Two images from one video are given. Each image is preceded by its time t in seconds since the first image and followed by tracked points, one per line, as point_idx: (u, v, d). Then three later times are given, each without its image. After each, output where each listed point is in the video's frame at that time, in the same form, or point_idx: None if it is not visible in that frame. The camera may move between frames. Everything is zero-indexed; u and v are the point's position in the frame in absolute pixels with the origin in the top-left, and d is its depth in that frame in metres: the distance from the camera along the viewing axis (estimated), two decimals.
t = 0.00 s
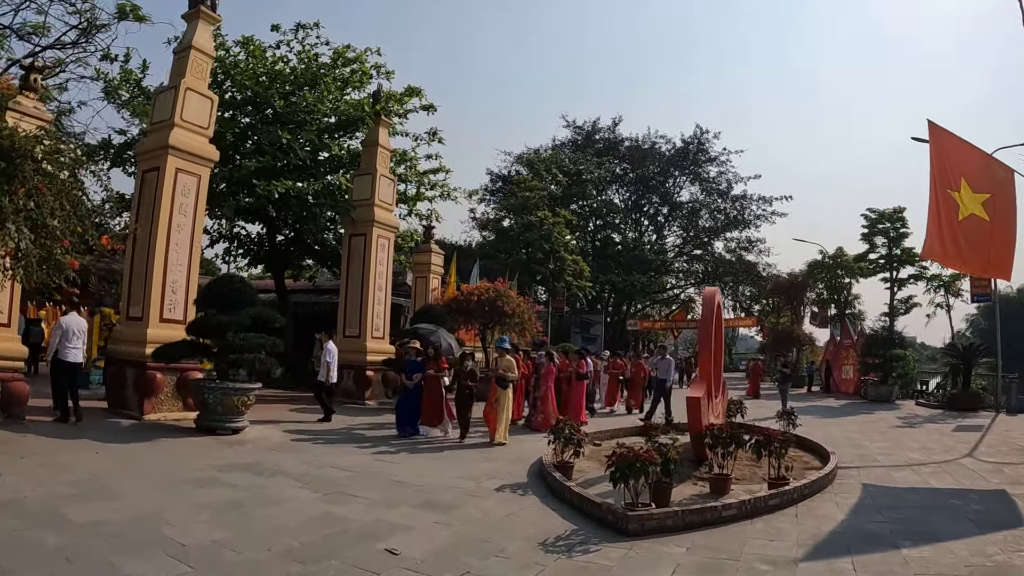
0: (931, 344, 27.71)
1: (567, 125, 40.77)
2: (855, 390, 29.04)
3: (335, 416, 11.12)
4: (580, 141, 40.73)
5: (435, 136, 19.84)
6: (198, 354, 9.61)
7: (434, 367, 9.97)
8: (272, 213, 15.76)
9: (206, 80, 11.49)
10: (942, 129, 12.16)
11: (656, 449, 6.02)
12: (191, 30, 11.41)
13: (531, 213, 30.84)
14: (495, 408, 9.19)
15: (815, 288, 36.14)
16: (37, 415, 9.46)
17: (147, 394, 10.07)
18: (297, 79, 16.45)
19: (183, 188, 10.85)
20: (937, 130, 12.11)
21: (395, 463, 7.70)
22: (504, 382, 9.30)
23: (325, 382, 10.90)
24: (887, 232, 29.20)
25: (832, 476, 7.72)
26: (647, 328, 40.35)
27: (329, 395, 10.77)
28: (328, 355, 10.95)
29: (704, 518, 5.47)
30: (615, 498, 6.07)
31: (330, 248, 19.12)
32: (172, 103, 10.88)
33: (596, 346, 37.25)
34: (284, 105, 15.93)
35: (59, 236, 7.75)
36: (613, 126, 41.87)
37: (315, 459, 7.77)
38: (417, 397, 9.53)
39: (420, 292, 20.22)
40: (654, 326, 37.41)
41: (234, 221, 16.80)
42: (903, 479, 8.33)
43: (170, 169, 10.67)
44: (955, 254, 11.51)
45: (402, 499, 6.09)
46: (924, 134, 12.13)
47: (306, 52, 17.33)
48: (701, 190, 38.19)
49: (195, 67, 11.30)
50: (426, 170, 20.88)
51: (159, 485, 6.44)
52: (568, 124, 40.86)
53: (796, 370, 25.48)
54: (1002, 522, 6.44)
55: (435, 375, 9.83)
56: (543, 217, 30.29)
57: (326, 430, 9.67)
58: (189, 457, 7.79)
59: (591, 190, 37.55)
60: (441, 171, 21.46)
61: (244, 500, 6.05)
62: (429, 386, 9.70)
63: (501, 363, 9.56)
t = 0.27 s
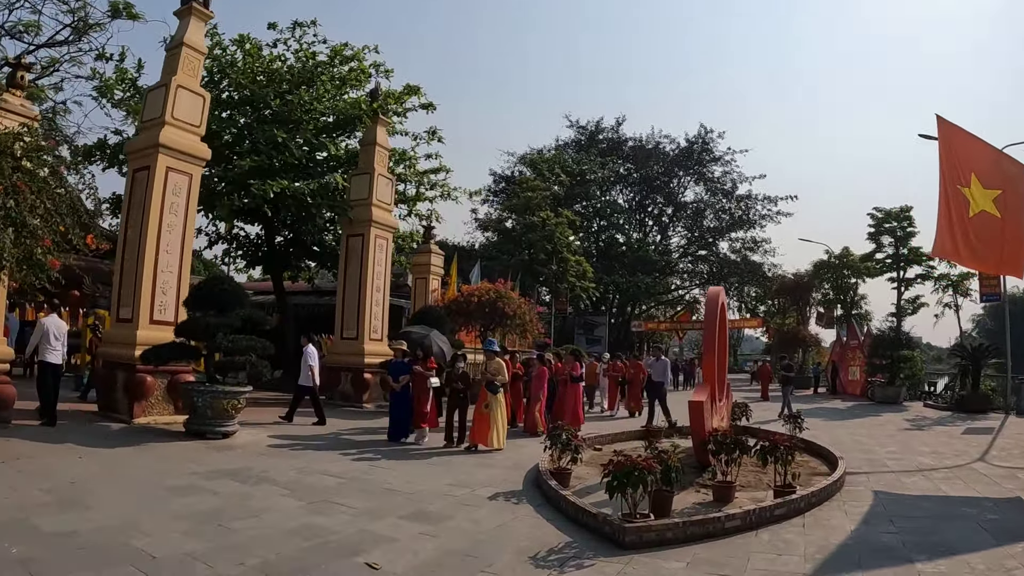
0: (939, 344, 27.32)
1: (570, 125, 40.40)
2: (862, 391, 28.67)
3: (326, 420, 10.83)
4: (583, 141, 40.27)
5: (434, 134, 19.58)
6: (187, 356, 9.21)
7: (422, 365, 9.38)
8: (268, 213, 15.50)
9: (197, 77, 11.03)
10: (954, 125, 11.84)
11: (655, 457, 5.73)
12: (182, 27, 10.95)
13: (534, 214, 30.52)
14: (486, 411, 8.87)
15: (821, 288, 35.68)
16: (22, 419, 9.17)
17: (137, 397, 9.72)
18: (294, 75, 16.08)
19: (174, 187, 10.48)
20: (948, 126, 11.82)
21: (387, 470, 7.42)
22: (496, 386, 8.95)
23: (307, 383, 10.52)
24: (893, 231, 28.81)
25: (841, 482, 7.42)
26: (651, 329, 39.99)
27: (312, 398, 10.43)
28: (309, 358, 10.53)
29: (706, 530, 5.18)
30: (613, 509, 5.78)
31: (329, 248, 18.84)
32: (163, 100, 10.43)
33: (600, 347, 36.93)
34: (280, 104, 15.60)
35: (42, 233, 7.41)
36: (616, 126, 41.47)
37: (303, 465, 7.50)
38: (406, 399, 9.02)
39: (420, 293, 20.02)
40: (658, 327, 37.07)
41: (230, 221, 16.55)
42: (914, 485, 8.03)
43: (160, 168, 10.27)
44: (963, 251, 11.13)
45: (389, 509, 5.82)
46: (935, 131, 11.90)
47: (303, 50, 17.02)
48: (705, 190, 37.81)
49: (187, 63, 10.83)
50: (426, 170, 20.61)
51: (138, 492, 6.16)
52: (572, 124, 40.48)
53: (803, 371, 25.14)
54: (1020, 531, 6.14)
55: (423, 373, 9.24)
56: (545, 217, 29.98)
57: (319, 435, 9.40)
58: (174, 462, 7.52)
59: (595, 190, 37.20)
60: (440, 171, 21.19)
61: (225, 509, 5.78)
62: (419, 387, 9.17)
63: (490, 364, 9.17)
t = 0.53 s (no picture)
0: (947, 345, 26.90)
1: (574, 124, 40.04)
2: (868, 393, 28.29)
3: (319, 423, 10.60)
4: (587, 141, 39.72)
5: (433, 133, 19.35)
6: (172, 356, 8.99)
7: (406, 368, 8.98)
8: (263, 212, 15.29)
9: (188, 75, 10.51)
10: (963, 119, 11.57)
11: (648, 465, 5.46)
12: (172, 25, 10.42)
13: (537, 214, 30.22)
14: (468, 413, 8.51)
15: (827, 288, 35.10)
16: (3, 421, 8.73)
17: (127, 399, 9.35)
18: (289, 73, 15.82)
19: (163, 186, 10.03)
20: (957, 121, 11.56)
21: (374, 476, 7.17)
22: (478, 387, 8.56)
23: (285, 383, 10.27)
24: (900, 230, 28.41)
25: (846, 489, 7.15)
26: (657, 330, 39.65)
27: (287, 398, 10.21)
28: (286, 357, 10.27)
29: (700, 542, 4.92)
30: (603, 519, 5.52)
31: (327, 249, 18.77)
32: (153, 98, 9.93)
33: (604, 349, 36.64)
34: (276, 103, 15.27)
35: (21, 232, 7.10)
36: (621, 125, 41.08)
37: (288, 470, 7.26)
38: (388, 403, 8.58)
39: (419, 294, 19.94)
40: (663, 328, 36.71)
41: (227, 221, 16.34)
42: (922, 492, 7.74)
43: (149, 168, 9.82)
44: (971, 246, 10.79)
45: (371, 517, 5.57)
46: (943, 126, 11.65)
47: (299, 48, 16.75)
48: (711, 190, 37.42)
49: (178, 61, 10.29)
50: (425, 170, 20.43)
51: (112, 497, 5.89)
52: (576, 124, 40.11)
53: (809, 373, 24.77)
54: None
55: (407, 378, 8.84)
56: (548, 217, 29.69)
57: (309, 439, 9.15)
58: (155, 465, 7.27)
59: (599, 191, 36.85)
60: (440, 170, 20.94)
61: (200, 515, 5.54)
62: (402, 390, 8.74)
63: (473, 364, 9.06)
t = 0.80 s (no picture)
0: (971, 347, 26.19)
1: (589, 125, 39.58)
2: (889, 396, 27.61)
3: (323, 428, 10.38)
4: (602, 143, 38.90)
5: (443, 134, 19.11)
6: (170, 358, 8.71)
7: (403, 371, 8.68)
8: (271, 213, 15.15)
9: (190, 77, 10.29)
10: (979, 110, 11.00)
11: (653, 473, 5.15)
12: (174, 25, 10.17)
13: (552, 215, 29.88)
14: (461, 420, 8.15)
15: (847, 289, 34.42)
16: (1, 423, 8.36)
17: (127, 402, 9.05)
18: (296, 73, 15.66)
19: (164, 188, 9.82)
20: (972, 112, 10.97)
21: (371, 482, 6.90)
22: (473, 391, 8.32)
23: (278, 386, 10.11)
24: (920, 229, 27.76)
25: (866, 498, 6.78)
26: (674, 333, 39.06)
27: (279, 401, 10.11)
28: (276, 360, 10.19)
29: (707, 556, 4.61)
30: (606, 531, 5.22)
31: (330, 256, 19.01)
32: (154, 99, 9.72)
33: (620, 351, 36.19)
34: (284, 104, 15.04)
35: (11, 234, 6.81)
36: (636, 126, 40.48)
37: (283, 476, 7.00)
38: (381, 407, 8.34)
39: (430, 297, 19.78)
40: (680, 331, 36.11)
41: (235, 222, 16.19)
42: (947, 500, 7.34)
43: (150, 169, 9.61)
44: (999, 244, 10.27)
45: (363, 526, 5.30)
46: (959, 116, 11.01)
47: (307, 49, 16.57)
48: (728, 191, 36.83)
49: (179, 62, 10.08)
50: (436, 171, 20.21)
51: (98, 502, 5.65)
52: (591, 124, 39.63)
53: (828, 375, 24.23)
54: None
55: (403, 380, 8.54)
56: (563, 219, 29.31)
57: (311, 445, 8.91)
58: (149, 469, 7.05)
59: (615, 192, 36.38)
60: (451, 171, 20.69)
61: (186, 522, 5.29)
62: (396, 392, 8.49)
63: (469, 368, 8.62)
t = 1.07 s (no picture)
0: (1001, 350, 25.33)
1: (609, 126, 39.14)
2: (915, 399, 26.82)
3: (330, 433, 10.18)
4: (622, 144, 38.44)
5: (457, 134, 18.88)
6: (168, 363, 8.61)
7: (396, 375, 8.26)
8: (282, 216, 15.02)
9: (196, 77, 10.15)
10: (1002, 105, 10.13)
11: (659, 486, 4.83)
12: (180, 26, 10.05)
13: (570, 216, 29.52)
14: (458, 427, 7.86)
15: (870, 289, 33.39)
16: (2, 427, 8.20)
17: (132, 405, 8.88)
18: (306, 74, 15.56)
19: (169, 189, 9.68)
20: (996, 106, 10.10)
21: (370, 490, 6.67)
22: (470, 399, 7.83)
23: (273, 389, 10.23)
24: (945, 228, 26.99)
25: (891, 510, 6.40)
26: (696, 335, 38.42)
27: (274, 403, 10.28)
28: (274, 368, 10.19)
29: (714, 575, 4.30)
30: (610, 546, 4.91)
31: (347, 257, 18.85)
32: (159, 100, 9.60)
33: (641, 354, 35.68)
34: (295, 106, 14.91)
35: (4, 235, 6.63)
36: (657, 126, 39.92)
37: (280, 483, 6.79)
38: (374, 412, 8.09)
39: (445, 300, 19.61)
40: (702, 333, 35.48)
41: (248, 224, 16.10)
42: (977, 511, 6.93)
43: (154, 171, 9.49)
44: None
45: (353, 537, 5.07)
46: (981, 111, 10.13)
47: (319, 50, 16.44)
48: (749, 191, 36.17)
49: (184, 62, 9.94)
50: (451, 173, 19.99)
51: (85, 508, 5.48)
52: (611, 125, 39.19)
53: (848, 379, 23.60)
54: None
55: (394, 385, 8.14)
56: (581, 220, 28.93)
57: (315, 451, 8.71)
58: (145, 474, 6.89)
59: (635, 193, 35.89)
60: (466, 172, 20.45)
61: (170, 531, 5.10)
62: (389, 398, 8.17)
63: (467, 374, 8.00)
